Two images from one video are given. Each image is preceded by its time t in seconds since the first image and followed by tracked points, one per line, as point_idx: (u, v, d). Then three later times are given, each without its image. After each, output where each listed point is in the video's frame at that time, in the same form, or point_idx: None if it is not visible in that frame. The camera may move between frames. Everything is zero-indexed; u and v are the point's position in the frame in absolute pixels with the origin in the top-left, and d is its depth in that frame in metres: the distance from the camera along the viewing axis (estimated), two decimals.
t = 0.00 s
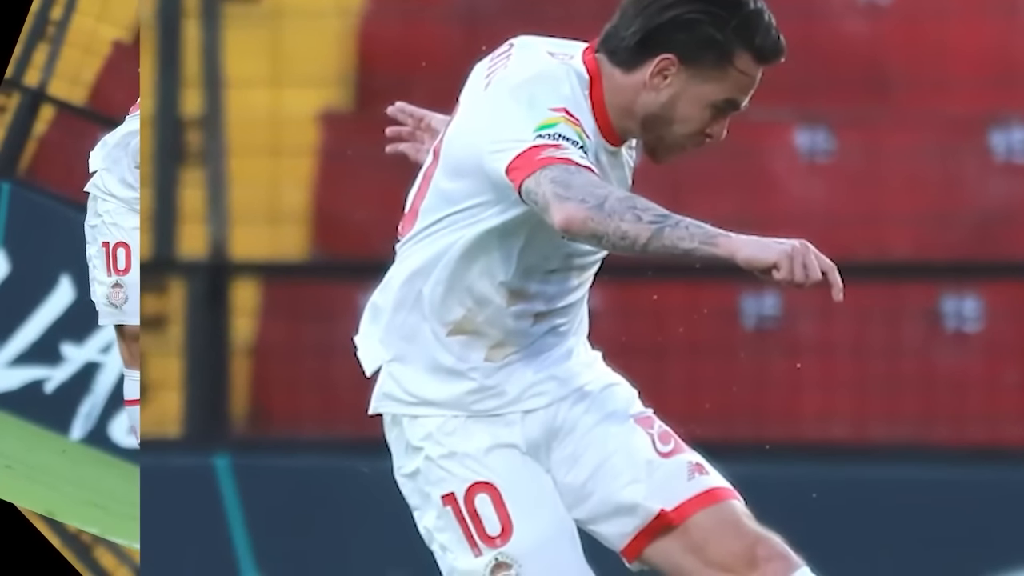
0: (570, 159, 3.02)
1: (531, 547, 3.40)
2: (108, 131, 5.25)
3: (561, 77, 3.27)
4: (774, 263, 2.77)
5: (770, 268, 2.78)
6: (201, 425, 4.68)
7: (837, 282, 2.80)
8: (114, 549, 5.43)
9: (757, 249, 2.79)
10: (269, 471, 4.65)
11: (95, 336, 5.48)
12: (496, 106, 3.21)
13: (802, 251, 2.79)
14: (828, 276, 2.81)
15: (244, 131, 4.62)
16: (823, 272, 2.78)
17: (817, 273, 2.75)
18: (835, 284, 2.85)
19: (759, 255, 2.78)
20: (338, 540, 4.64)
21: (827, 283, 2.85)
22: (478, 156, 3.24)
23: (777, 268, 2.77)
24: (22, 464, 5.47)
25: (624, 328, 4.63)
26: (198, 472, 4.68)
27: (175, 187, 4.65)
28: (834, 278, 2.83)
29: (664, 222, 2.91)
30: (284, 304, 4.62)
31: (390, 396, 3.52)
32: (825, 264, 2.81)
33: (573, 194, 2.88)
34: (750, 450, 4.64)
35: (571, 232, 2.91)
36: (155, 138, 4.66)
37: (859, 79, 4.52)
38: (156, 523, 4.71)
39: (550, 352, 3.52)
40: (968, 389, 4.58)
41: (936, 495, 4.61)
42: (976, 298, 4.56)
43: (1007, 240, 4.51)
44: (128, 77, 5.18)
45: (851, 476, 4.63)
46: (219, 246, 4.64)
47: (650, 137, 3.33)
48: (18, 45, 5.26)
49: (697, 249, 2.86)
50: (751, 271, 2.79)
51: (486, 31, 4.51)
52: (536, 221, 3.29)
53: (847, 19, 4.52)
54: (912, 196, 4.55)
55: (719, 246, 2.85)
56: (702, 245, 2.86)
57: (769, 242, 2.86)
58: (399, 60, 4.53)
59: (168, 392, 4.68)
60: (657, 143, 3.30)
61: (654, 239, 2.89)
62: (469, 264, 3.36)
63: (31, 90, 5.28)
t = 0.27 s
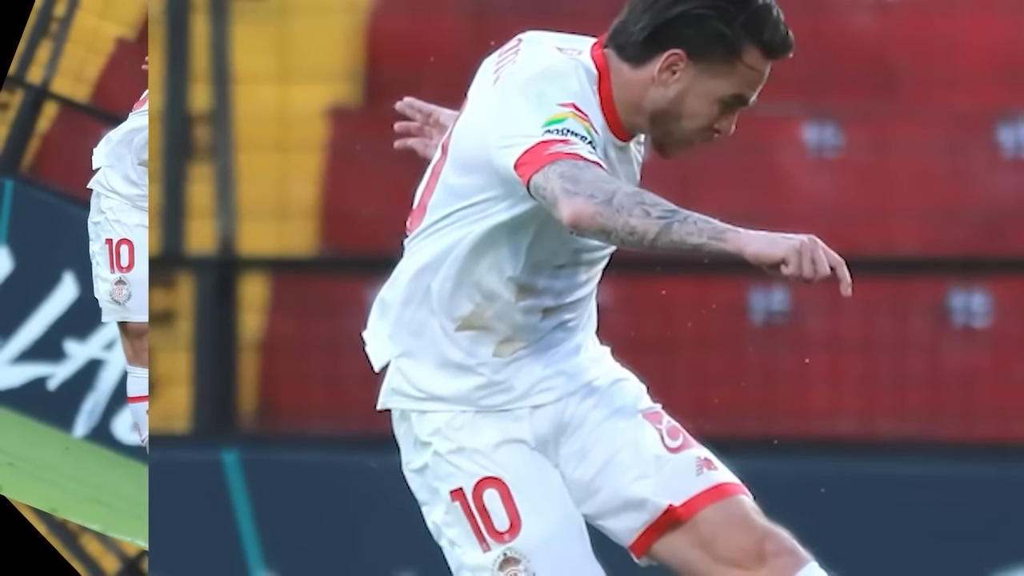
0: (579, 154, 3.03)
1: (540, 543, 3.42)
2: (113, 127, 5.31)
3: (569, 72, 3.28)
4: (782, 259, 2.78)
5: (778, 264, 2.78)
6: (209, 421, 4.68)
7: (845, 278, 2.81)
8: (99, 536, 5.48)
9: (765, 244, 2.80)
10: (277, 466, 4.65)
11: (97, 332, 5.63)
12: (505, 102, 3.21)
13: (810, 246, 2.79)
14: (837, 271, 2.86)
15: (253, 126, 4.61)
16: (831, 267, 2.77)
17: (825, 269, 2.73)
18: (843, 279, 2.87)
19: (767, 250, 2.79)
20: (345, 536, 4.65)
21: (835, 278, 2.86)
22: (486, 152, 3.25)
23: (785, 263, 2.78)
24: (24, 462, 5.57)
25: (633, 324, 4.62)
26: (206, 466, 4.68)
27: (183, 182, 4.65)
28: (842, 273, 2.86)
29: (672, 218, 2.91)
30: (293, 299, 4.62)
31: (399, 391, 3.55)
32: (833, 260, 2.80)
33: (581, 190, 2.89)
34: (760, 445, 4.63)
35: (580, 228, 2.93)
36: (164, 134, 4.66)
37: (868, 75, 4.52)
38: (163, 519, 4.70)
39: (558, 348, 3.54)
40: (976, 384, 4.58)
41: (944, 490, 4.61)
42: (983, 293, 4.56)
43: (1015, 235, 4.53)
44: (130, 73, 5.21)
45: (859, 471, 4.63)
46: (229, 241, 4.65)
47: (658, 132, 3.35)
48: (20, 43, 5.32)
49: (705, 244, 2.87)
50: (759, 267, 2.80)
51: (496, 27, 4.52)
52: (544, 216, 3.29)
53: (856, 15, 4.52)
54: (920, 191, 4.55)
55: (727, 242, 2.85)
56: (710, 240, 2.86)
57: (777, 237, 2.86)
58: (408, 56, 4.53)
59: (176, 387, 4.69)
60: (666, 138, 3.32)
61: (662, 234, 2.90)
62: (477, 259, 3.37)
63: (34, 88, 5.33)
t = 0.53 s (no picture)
0: (574, 150, 3.03)
1: (534, 539, 3.42)
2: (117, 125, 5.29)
3: (564, 68, 3.27)
4: (778, 255, 2.80)
5: (773, 260, 2.80)
6: (205, 417, 4.68)
7: (840, 273, 2.82)
8: (86, 524, 5.52)
9: (760, 240, 2.82)
10: (273, 462, 4.65)
11: (101, 330, 5.57)
12: (500, 98, 3.20)
13: (805, 242, 2.81)
14: (831, 267, 2.83)
15: (248, 123, 4.62)
16: (826, 263, 2.80)
17: (821, 265, 2.77)
18: (838, 275, 2.90)
19: (763, 246, 2.81)
20: (342, 532, 4.65)
21: (830, 272, 2.88)
22: (481, 147, 3.25)
23: (780, 259, 2.80)
24: (28, 459, 5.55)
25: (628, 320, 4.63)
26: (202, 463, 4.68)
27: (179, 178, 4.66)
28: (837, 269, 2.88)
29: (668, 214, 2.92)
30: (288, 295, 4.62)
31: (394, 387, 3.55)
32: (829, 256, 2.82)
33: (576, 185, 2.89)
34: (755, 441, 4.64)
35: (575, 224, 2.93)
36: (159, 130, 4.65)
37: (864, 71, 4.52)
38: (160, 514, 4.72)
39: (553, 344, 3.54)
40: (974, 380, 4.57)
41: (940, 487, 4.60)
42: (980, 289, 4.56)
43: (1012, 231, 4.52)
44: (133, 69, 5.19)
45: (855, 467, 4.63)
46: (224, 238, 4.65)
47: (654, 128, 3.35)
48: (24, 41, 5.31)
49: (700, 240, 2.88)
50: (754, 263, 2.82)
51: (492, 24, 4.51)
52: (539, 213, 3.30)
53: (852, 10, 4.51)
54: (916, 187, 4.55)
55: (722, 237, 2.87)
56: (705, 236, 2.88)
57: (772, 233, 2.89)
58: (403, 52, 4.53)
59: (172, 383, 4.68)
60: (661, 134, 3.32)
61: (657, 231, 2.90)
62: (472, 255, 3.37)
63: (38, 85, 5.33)
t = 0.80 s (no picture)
0: (561, 151, 3.04)
1: (520, 542, 3.42)
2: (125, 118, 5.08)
3: (551, 69, 3.28)
4: (764, 256, 2.81)
5: (760, 262, 2.81)
6: (191, 418, 4.67)
7: (825, 275, 2.83)
8: (73, 511, 5.48)
9: (746, 242, 2.83)
10: (259, 463, 4.64)
11: (112, 323, 5.44)
12: (487, 100, 3.21)
13: (791, 244, 2.82)
14: (818, 269, 2.85)
15: (234, 123, 4.62)
16: (813, 264, 2.81)
17: (807, 266, 2.78)
18: (823, 278, 2.91)
19: (748, 248, 2.81)
20: (329, 533, 4.64)
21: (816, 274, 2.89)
22: (467, 149, 3.25)
23: (766, 260, 2.81)
24: (39, 452, 5.42)
25: (615, 321, 4.64)
26: (188, 464, 4.67)
27: (165, 180, 4.66)
28: (824, 271, 2.88)
29: (654, 216, 2.94)
30: (275, 296, 4.62)
31: (381, 388, 3.55)
32: (815, 257, 2.83)
33: (564, 186, 2.91)
34: (741, 443, 4.64)
35: (562, 226, 2.94)
36: (146, 133, 4.65)
37: (850, 72, 4.53)
38: (146, 516, 4.70)
39: (540, 346, 3.54)
40: (959, 381, 4.57)
41: (926, 488, 4.60)
42: (966, 291, 4.55)
43: (998, 232, 4.53)
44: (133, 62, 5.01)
45: (842, 468, 4.63)
46: (209, 239, 4.65)
47: (641, 129, 3.36)
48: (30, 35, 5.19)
49: (687, 242, 2.90)
50: (741, 264, 2.83)
51: (479, 26, 4.52)
52: (526, 215, 3.31)
53: (838, 12, 4.53)
54: (902, 188, 4.55)
55: (709, 239, 2.88)
56: (692, 238, 2.89)
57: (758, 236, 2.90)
58: (390, 53, 4.53)
59: (158, 385, 4.68)
60: (648, 135, 3.33)
61: (644, 232, 2.92)
62: (460, 257, 3.38)
63: (50, 79, 5.20)
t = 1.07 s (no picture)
0: (535, 156, 2.86)
1: (495, 547, 3.23)
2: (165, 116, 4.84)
3: (524, 74, 3.09)
4: (740, 261, 2.63)
5: (735, 266, 2.63)
6: (166, 423, 4.68)
7: (802, 280, 2.66)
8: (62, 496, 4.75)
9: (722, 246, 2.65)
10: (232, 467, 4.62)
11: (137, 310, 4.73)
12: (460, 102, 3.03)
13: (768, 248, 2.65)
14: (793, 273, 2.67)
15: (209, 128, 4.62)
16: (789, 269, 2.64)
17: (782, 272, 2.60)
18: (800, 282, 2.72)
19: (724, 252, 2.64)
20: (302, 536, 4.60)
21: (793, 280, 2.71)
22: (441, 154, 3.07)
23: (743, 265, 2.63)
24: (56, 442, 4.75)
25: (589, 326, 4.64)
26: (162, 468, 4.65)
27: (140, 185, 4.65)
28: (798, 275, 2.70)
29: (630, 219, 2.76)
30: (249, 301, 4.63)
31: (353, 394, 3.35)
32: (790, 262, 2.66)
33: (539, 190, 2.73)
34: (716, 448, 4.63)
35: (537, 230, 2.76)
36: (121, 138, 4.64)
37: (824, 76, 4.54)
38: (120, 522, 4.67)
39: (514, 350, 3.34)
40: (934, 385, 4.57)
41: (902, 491, 4.58)
42: (941, 295, 4.56)
43: (973, 236, 4.53)
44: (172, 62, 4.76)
45: (817, 472, 4.60)
46: (184, 243, 4.64)
47: (615, 135, 3.17)
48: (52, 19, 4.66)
49: (664, 246, 2.72)
50: (717, 269, 2.65)
51: (453, 30, 4.50)
52: (502, 218, 3.12)
53: (812, 16, 4.55)
54: (877, 193, 4.55)
55: (685, 243, 2.70)
56: (668, 242, 2.71)
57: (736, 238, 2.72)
58: (365, 56, 4.54)
59: (133, 389, 4.69)
60: (622, 141, 3.14)
61: (620, 236, 2.75)
62: (434, 260, 3.19)
63: (66, 69, 4.67)
